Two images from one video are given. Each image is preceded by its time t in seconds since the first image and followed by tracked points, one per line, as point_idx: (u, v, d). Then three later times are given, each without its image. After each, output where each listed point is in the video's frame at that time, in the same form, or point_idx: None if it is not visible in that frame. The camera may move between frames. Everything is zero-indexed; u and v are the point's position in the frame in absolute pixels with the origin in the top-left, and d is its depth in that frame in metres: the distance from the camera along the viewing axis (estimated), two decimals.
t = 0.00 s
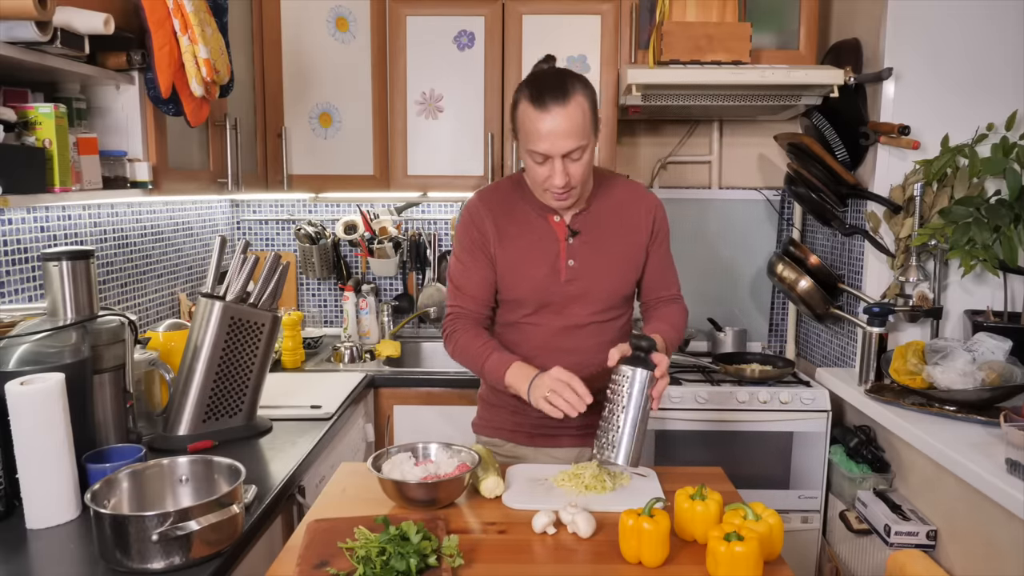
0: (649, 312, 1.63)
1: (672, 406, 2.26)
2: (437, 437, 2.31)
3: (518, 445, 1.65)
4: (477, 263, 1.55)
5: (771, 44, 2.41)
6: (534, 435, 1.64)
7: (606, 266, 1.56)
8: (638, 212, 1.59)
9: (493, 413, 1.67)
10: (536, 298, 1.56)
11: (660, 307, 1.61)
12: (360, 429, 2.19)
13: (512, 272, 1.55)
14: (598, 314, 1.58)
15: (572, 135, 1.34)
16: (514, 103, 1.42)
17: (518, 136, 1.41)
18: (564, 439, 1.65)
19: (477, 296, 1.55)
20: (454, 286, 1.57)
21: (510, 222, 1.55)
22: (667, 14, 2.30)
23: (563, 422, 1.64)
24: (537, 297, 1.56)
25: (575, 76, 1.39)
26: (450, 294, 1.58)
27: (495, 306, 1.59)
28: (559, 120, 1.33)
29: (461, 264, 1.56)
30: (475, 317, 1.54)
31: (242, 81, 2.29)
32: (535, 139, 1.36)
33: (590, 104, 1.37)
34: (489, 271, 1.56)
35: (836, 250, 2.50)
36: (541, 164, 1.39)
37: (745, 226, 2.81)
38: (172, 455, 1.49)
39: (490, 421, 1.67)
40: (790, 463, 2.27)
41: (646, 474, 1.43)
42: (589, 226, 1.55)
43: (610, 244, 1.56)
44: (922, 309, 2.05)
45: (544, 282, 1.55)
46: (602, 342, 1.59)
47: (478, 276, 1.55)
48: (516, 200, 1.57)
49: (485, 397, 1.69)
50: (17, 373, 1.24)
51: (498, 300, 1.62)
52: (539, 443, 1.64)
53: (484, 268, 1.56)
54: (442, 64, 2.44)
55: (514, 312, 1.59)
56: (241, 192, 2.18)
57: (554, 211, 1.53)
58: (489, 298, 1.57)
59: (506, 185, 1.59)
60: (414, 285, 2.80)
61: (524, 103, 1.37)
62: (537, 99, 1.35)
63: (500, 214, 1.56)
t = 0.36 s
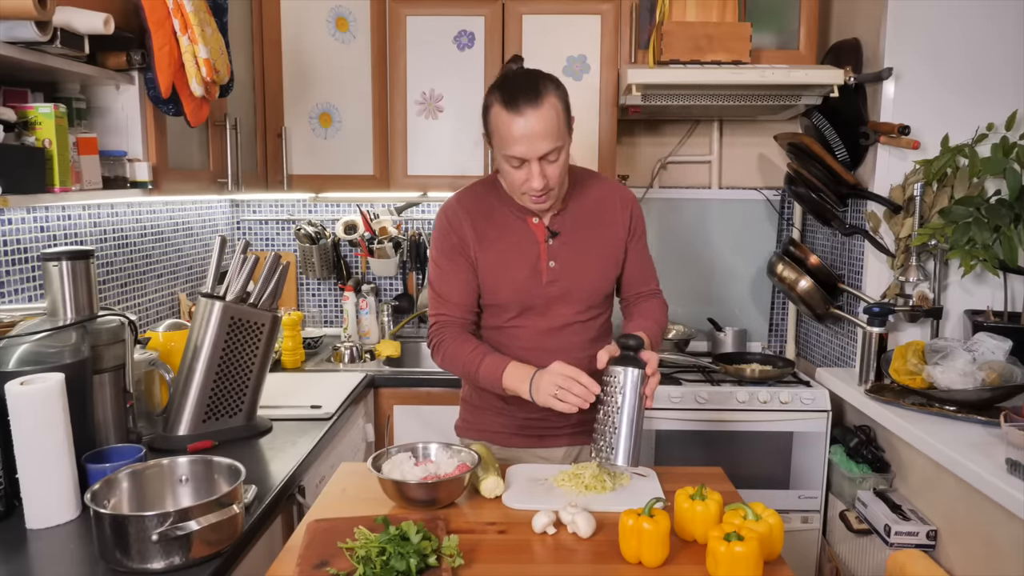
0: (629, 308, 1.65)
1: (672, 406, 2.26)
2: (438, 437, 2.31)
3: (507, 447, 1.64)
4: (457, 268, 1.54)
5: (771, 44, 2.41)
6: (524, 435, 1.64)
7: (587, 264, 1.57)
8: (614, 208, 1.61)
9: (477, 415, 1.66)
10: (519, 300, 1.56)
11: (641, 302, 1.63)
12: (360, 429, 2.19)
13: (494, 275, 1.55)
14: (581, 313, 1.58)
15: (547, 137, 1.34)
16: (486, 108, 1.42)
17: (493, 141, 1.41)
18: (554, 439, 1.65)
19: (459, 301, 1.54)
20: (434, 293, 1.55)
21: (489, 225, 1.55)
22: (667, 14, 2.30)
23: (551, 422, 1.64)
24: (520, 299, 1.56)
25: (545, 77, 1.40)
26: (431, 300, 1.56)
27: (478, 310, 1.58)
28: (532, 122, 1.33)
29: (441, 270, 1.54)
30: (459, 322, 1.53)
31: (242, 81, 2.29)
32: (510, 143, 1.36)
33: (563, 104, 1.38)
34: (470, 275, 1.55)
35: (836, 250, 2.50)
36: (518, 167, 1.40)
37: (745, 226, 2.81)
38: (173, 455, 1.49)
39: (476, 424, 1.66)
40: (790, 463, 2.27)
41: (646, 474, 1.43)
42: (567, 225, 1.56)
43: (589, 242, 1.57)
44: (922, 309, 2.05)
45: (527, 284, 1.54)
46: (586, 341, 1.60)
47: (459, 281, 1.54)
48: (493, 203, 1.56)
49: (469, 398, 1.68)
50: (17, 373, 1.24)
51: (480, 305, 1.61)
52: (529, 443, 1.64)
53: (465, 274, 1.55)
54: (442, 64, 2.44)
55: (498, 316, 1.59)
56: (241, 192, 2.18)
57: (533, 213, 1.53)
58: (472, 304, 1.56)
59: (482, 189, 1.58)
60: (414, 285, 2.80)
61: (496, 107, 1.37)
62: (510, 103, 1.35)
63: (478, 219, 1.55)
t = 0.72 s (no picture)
0: (626, 307, 1.65)
1: (672, 406, 2.26)
2: (438, 437, 2.31)
3: (506, 448, 1.64)
4: (452, 271, 1.54)
5: (771, 44, 2.41)
6: (523, 437, 1.64)
7: (585, 265, 1.57)
8: (610, 207, 1.61)
9: (476, 416, 1.66)
10: (517, 302, 1.56)
11: (638, 300, 1.64)
12: (360, 429, 2.19)
13: (491, 278, 1.54)
14: (581, 314, 1.59)
15: (544, 138, 1.34)
16: (481, 110, 1.42)
17: (489, 143, 1.41)
18: (554, 439, 1.65)
19: (455, 304, 1.53)
20: (430, 296, 1.55)
21: (484, 227, 1.54)
22: (667, 15, 2.30)
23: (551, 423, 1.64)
24: (518, 301, 1.55)
25: (541, 79, 1.40)
26: (427, 304, 1.55)
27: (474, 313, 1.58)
28: (529, 124, 1.33)
29: (436, 274, 1.54)
30: (456, 326, 1.53)
31: (242, 81, 2.29)
32: (507, 145, 1.35)
33: (559, 106, 1.38)
34: (466, 278, 1.55)
35: (836, 250, 2.50)
36: (515, 170, 1.39)
37: (745, 226, 2.81)
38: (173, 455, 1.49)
39: (475, 425, 1.66)
40: (790, 463, 2.27)
41: (646, 474, 1.44)
42: (564, 226, 1.56)
43: (586, 242, 1.57)
44: (922, 309, 2.06)
45: (524, 286, 1.54)
46: (585, 342, 1.60)
47: (455, 285, 1.54)
48: (488, 205, 1.56)
49: (467, 400, 1.68)
50: (17, 373, 1.24)
51: (476, 308, 1.61)
52: (529, 444, 1.64)
53: (460, 276, 1.54)
54: (442, 64, 2.44)
55: (497, 318, 1.59)
56: (241, 192, 2.18)
57: (528, 214, 1.53)
58: (467, 307, 1.56)
59: (476, 191, 1.57)
60: (414, 285, 2.80)
61: (492, 109, 1.37)
62: (506, 105, 1.35)
63: (473, 221, 1.54)
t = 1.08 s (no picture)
0: (630, 308, 1.65)
1: (671, 405, 2.26)
2: (438, 437, 2.31)
3: (511, 448, 1.64)
4: (457, 271, 1.54)
5: (771, 44, 2.41)
6: (528, 437, 1.64)
7: (591, 266, 1.57)
8: (616, 207, 1.61)
9: (480, 416, 1.66)
10: (522, 303, 1.56)
11: (643, 302, 1.64)
12: (360, 429, 2.19)
13: (496, 278, 1.54)
14: (584, 315, 1.59)
15: (549, 139, 1.34)
16: (486, 109, 1.42)
17: (493, 143, 1.41)
18: (556, 440, 1.65)
19: (460, 305, 1.53)
20: (435, 296, 1.55)
21: (489, 228, 1.54)
22: (667, 15, 2.30)
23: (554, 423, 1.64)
24: (523, 302, 1.55)
25: (547, 79, 1.39)
26: (433, 304, 1.55)
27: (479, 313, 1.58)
28: (534, 124, 1.33)
29: (441, 274, 1.54)
30: (462, 326, 1.53)
31: (242, 81, 2.29)
32: (511, 145, 1.35)
33: (565, 106, 1.38)
34: (471, 278, 1.55)
35: (836, 250, 2.50)
36: (519, 170, 1.40)
37: (745, 226, 2.81)
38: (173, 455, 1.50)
39: (478, 426, 1.66)
40: (790, 463, 2.27)
41: (646, 474, 1.44)
42: (570, 226, 1.56)
43: (592, 243, 1.57)
44: (922, 309, 2.05)
45: (530, 286, 1.54)
46: (589, 343, 1.60)
47: (460, 285, 1.54)
48: (494, 205, 1.56)
49: (471, 400, 1.68)
50: (17, 373, 1.24)
51: (481, 308, 1.61)
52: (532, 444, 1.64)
53: (465, 277, 1.54)
54: (441, 64, 2.44)
55: (502, 319, 1.59)
56: (241, 192, 2.18)
57: (534, 214, 1.53)
58: (472, 307, 1.56)
59: (481, 191, 1.58)
60: (414, 285, 2.81)
61: (497, 109, 1.37)
62: (512, 106, 1.35)
63: (478, 221, 1.55)
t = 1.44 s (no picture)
0: (632, 308, 1.65)
1: (671, 405, 2.26)
2: (438, 437, 2.31)
3: (512, 448, 1.64)
4: (458, 271, 1.54)
5: (771, 44, 2.41)
6: (530, 437, 1.64)
7: (593, 266, 1.57)
8: (618, 208, 1.61)
9: (481, 416, 1.66)
10: (524, 303, 1.56)
11: (644, 302, 1.64)
12: (360, 429, 2.19)
13: (497, 278, 1.54)
14: (585, 315, 1.58)
15: (550, 139, 1.34)
16: (488, 109, 1.41)
17: (494, 143, 1.41)
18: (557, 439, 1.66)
19: (461, 305, 1.53)
20: (436, 296, 1.55)
21: (491, 228, 1.54)
22: (667, 15, 2.30)
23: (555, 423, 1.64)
24: (524, 302, 1.55)
25: (549, 79, 1.39)
26: (433, 304, 1.55)
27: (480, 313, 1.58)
28: (535, 124, 1.33)
29: (441, 274, 1.54)
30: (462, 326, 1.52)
31: (242, 81, 2.29)
32: (512, 145, 1.35)
33: (566, 107, 1.37)
34: (472, 278, 1.55)
35: (836, 250, 2.50)
36: (520, 170, 1.39)
37: (746, 226, 2.81)
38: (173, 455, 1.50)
39: (480, 425, 1.66)
40: (790, 463, 2.27)
41: (646, 474, 1.44)
42: (571, 227, 1.56)
43: (593, 244, 1.57)
44: (921, 309, 2.06)
45: (531, 287, 1.54)
46: (591, 343, 1.60)
47: (461, 285, 1.54)
48: (495, 206, 1.56)
49: (472, 399, 1.67)
50: (17, 373, 1.24)
51: (482, 308, 1.61)
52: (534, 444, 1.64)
53: (466, 276, 1.54)
54: (441, 64, 2.44)
55: (503, 319, 1.59)
56: (241, 192, 2.18)
57: (536, 214, 1.52)
58: (473, 307, 1.56)
59: (482, 191, 1.57)
60: (414, 285, 2.81)
61: (498, 109, 1.37)
62: (513, 106, 1.35)
63: (479, 221, 1.54)
